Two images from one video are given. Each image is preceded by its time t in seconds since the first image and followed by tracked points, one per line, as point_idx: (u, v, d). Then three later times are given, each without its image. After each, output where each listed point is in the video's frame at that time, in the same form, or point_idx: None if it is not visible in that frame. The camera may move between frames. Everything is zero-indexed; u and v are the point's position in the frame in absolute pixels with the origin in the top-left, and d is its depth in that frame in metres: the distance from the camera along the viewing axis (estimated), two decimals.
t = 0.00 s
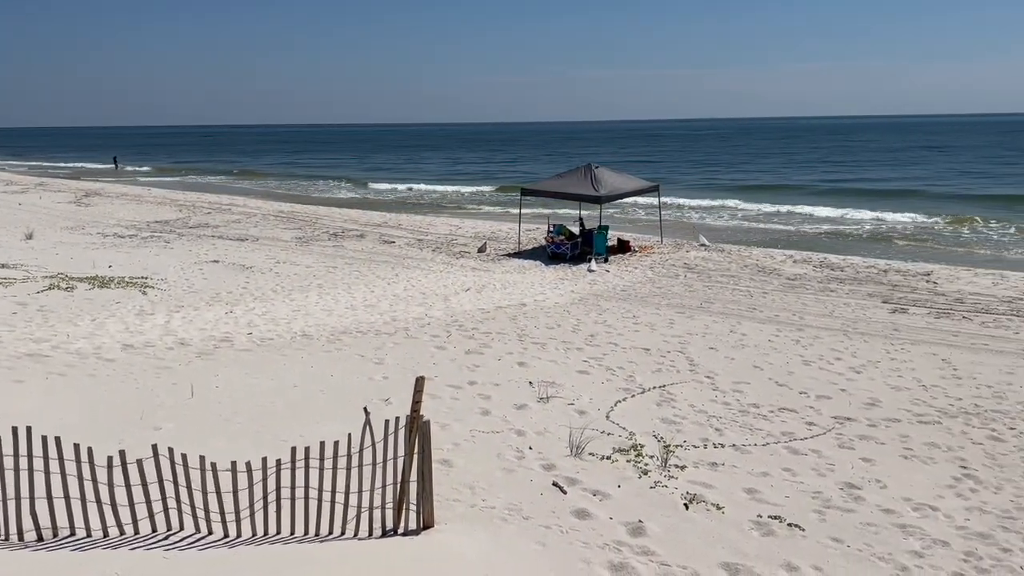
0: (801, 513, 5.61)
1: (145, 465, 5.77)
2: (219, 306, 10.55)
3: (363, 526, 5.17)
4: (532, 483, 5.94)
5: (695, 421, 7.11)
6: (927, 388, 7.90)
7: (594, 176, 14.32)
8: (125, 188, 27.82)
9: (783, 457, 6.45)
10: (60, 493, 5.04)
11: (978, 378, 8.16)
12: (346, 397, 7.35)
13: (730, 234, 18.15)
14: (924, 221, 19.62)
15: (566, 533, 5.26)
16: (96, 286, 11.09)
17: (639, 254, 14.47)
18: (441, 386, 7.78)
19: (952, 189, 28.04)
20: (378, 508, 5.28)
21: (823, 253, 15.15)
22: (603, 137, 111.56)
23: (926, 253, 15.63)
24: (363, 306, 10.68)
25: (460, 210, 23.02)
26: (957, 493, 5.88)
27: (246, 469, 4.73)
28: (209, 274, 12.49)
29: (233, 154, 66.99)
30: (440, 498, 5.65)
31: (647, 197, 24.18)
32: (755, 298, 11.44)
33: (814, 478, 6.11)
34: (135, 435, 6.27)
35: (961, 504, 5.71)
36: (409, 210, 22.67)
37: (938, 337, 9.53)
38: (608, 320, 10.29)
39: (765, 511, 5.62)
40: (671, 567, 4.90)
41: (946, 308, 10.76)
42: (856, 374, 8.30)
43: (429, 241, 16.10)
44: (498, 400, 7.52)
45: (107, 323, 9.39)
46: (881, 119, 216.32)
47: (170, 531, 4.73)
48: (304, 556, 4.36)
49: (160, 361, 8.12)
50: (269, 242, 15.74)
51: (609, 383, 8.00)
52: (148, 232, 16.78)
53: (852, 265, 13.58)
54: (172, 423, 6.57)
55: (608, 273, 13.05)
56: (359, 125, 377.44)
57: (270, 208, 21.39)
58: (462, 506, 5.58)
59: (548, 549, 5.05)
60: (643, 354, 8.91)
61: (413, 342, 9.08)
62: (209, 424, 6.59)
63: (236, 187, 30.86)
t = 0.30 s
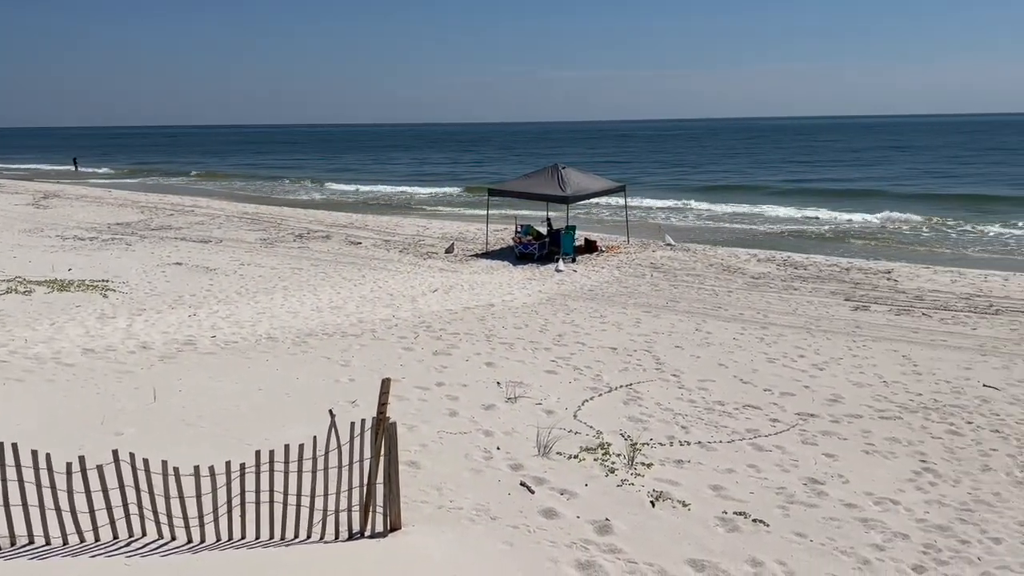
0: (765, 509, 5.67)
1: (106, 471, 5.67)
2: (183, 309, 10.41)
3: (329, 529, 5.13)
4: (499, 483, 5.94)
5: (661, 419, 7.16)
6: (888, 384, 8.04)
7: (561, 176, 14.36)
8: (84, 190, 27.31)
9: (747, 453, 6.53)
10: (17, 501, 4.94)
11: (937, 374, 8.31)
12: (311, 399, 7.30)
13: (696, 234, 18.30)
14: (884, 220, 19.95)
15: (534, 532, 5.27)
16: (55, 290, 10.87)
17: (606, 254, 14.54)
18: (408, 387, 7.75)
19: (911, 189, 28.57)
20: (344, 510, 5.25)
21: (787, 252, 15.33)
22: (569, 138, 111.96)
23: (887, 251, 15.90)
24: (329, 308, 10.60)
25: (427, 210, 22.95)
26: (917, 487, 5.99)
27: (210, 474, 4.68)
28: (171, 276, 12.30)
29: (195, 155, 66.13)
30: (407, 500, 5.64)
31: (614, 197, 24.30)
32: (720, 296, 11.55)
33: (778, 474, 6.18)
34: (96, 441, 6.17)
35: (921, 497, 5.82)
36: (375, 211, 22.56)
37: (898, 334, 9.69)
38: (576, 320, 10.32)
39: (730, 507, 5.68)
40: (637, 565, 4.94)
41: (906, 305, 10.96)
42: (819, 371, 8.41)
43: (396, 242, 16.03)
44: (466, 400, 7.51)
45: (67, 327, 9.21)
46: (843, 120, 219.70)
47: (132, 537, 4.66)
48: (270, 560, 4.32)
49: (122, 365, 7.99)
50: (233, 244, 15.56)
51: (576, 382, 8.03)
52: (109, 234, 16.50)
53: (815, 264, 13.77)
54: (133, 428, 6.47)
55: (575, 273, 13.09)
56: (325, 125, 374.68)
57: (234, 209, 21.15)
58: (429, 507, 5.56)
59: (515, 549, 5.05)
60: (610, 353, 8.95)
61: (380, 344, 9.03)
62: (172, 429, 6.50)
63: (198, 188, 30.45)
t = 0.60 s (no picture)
0: (723, 504, 5.74)
1: (57, 479, 5.55)
2: (137, 313, 10.22)
3: (288, 533, 5.07)
4: (461, 484, 5.93)
5: (622, 417, 7.21)
6: (843, 379, 8.19)
7: (521, 176, 14.38)
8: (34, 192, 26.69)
9: (706, 449, 6.60)
10: None
11: (890, 368, 8.49)
12: (269, 403, 7.21)
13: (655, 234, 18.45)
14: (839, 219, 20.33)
15: (495, 532, 5.28)
16: (4, 294, 10.60)
17: (567, 254, 14.60)
18: (369, 389, 7.70)
19: (864, 189, 29.16)
20: (304, 515, 5.19)
21: (745, 251, 15.54)
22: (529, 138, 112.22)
23: (842, 249, 16.19)
24: (288, 310, 10.50)
25: (387, 211, 22.84)
26: (871, 480, 6.11)
27: (165, 480, 4.60)
28: (126, 280, 12.08)
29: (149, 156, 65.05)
30: (367, 503, 5.60)
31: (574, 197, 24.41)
32: (680, 295, 11.66)
33: (736, 469, 6.26)
34: (47, 448, 6.03)
35: (875, 490, 5.94)
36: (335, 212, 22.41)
37: (853, 330, 9.88)
38: (537, 319, 10.34)
39: (690, 503, 5.74)
40: (598, 562, 4.97)
41: (860, 302, 11.17)
42: (776, 367, 8.54)
43: (356, 243, 15.93)
44: (427, 401, 7.48)
45: (16, 332, 8.99)
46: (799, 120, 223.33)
47: (85, 546, 4.56)
48: (226, 566, 4.26)
49: (74, 370, 7.82)
50: (189, 246, 15.33)
51: (538, 381, 8.05)
52: (60, 237, 16.15)
53: (772, 262, 13.98)
54: (86, 434, 6.34)
55: (536, 273, 13.12)
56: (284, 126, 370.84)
57: (190, 211, 20.84)
58: (390, 509, 5.54)
59: (477, 549, 5.05)
60: (571, 352, 8.99)
61: (339, 346, 8.96)
62: (126, 435, 6.38)
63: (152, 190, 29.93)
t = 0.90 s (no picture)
0: (682, 500, 5.80)
1: (4, 489, 5.40)
2: (87, 317, 9.99)
3: (245, 539, 5.00)
4: (420, 486, 5.90)
5: (581, 416, 7.24)
6: (797, 374, 8.33)
7: (479, 176, 14.37)
8: None
9: (664, 446, 6.66)
10: None
11: (843, 363, 8.66)
12: (224, 407, 7.11)
13: (613, 233, 18.56)
14: (792, 218, 20.67)
15: (455, 533, 5.26)
16: None
17: (526, 253, 14.62)
18: (326, 392, 7.62)
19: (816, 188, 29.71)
20: (261, 520, 5.13)
21: (701, 249, 15.72)
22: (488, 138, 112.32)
23: (795, 247, 16.47)
24: (243, 313, 10.36)
25: (344, 212, 22.65)
26: (825, 473, 6.21)
27: (117, 487, 4.51)
28: (75, 284, 11.81)
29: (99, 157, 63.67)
30: (326, 506, 5.55)
31: (533, 198, 24.47)
32: (637, 293, 11.75)
33: (693, 465, 6.33)
34: None
35: (828, 483, 6.05)
36: (291, 213, 22.18)
37: (806, 326, 10.05)
38: (497, 319, 10.34)
39: (648, 500, 5.78)
40: (558, 561, 4.98)
41: (813, 298, 11.38)
42: (732, 363, 8.65)
43: (313, 244, 15.78)
44: (387, 403, 7.44)
45: None
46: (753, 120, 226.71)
47: (34, 557, 4.45)
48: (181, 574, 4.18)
49: (21, 378, 7.62)
50: (141, 249, 15.04)
51: (498, 381, 8.05)
52: (6, 241, 15.72)
53: (728, 260, 14.15)
54: (35, 443, 6.18)
55: (496, 273, 13.12)
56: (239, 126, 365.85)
57: (142, 213, 20.44)
58: (349, 513, 5.49)
59: (437, 550, 5.03)
60: (530, 352, 9.01)
61: (297, 349, 8.87)
62: (76, 443, 6.23)
63: (102, 192, 29.34)
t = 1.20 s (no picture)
0: (639, 496, 5.84)
1: None
2: (32, 323, 9.72)
3: (198, 547, 4.91)
4: (378, 488, 5.85)
5: (539, 414, 7.26)
6: (751, 369, 8.46)
7: (435, 176, 14.32)
8: None
9: (621, 443, 6.70)
10: None
11: (795, 358, 8.81)
12: (175, 413, 6.97)
13: (570, 233, 18.63)
14: (745, 217, 20.96)
15: (413, 535, 5.23)
16: None
17: (482, 253, 14.61)
18: (281, 396, 7.51)
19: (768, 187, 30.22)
20: (215, 526, 5.04)
21: (656, 248, 15.86)
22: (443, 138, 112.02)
23: (747, 245, 16.71)
24: (195, 316, 10.17)
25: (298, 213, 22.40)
26: (778, 466, 6.31)
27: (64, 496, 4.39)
28: (18, 289, 11.48)
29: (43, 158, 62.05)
30: (281, 511, 5.47)
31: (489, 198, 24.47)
32: (594, 292, 11.81)
33: (650, 461, 6.38)
34: None
35: (782, 476, 6.14)
36: (244, 215, 21.88)
37: (759, 322, 10.21)
38: (454, 320, 10.31)
39: (606, 497, 5.81)
40: (517, 560, 4.98)
41: (766, 295, 11.56)
42: (687, 360, 8.75)
43: (266, 246, 15.58)
44: (343, 406, 7.36)
45: None
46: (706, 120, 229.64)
47: None
48: None
49: None
50: (88, 252, 14.69)
51: (455, 382, 8.02)
52: None
53: (682, 258, 14.30)
54: None
55: (452, 273, 13.09)
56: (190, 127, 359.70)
57: (89, 216, 19.96)
58: (304, 517, 5.42)
59: (394, 553, 4.99)
60: (488, 351, 8.99)
61: (250, 352, 8.74)
62: (20, 452, 6.05)
63: (46, 194, 28.61)
